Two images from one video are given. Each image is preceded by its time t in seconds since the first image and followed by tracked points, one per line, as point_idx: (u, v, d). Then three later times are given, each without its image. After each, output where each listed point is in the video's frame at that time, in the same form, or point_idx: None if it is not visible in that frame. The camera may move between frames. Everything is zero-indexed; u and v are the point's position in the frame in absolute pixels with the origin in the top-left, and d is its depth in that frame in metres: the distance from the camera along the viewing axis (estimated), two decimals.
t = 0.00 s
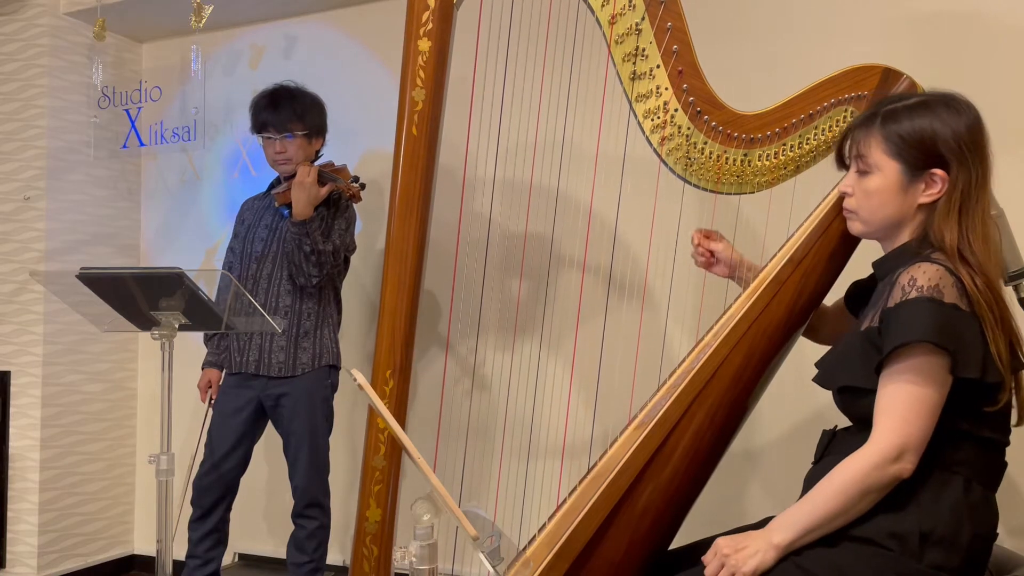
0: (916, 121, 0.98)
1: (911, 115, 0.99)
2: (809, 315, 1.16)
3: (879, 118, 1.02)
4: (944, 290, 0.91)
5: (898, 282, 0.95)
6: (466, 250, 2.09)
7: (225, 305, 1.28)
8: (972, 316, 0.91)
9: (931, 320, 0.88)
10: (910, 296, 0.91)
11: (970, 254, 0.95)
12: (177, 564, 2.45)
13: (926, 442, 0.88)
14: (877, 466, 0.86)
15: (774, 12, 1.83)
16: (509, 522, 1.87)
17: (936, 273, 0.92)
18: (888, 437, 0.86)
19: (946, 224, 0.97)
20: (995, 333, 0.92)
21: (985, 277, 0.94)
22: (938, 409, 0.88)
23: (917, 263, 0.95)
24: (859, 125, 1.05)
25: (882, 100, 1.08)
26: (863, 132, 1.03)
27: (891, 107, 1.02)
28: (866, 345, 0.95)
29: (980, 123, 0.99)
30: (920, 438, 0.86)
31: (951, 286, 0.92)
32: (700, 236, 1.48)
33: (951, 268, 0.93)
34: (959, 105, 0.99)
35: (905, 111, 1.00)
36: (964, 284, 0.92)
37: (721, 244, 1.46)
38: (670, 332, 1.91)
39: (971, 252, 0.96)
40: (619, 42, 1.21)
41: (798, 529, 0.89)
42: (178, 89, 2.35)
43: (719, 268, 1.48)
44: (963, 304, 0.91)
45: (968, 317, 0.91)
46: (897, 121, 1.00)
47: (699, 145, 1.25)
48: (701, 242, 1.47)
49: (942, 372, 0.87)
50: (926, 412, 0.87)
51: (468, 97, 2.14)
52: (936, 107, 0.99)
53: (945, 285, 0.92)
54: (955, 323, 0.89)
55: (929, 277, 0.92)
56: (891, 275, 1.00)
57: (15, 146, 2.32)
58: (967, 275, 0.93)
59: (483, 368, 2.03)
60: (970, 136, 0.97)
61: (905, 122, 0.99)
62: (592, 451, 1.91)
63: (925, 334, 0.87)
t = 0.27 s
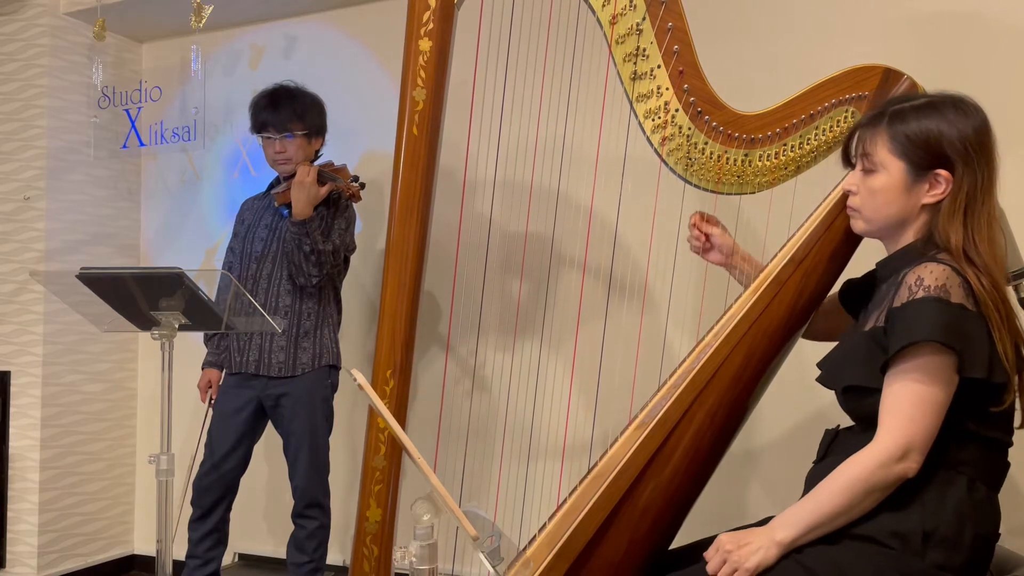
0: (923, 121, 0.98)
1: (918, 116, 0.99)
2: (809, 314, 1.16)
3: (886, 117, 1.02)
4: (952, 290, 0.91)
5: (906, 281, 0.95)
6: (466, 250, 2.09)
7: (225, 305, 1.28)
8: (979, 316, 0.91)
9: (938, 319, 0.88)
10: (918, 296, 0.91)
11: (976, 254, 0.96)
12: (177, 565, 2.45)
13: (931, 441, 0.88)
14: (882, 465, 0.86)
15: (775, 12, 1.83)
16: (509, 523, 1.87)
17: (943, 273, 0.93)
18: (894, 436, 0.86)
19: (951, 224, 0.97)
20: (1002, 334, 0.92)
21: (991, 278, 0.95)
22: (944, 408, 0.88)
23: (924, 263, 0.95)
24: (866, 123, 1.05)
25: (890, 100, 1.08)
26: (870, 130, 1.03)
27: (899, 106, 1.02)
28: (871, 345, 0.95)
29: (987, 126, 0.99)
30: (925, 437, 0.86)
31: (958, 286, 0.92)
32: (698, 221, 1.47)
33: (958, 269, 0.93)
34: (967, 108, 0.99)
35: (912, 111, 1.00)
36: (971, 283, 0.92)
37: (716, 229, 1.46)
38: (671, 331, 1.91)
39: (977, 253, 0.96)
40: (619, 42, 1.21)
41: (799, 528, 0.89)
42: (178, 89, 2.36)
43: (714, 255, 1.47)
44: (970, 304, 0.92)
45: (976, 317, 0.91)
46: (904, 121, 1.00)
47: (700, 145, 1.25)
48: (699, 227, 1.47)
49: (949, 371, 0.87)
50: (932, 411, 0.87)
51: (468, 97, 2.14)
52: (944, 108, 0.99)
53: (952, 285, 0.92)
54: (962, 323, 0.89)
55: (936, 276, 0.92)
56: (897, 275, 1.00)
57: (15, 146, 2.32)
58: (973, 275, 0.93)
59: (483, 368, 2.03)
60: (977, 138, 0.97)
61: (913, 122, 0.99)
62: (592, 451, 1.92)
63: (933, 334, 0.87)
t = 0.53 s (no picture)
0: (923, 123, 0.98)
1: (918, 118, 0.99)
2: (810, 314, 1.16)
3: (885, 118, 1.02)
4: (955, 291, 0.91)
5: (909, 282, 0.95)
6: (467, 250, 2.09)
7: (225, 305, 1.28)
8: (982, 316, 0.91)
9: (943, 319, 0.88)
10: (922, 297, 0.91)
11: (976, 255, 0.96)
12: (177, 565, 2.45)
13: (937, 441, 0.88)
14: (888, 466, 0.86)
15: (775, 12, 1.84)
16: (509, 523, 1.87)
17: (947, 274, 0.92)
18: (899, 437, 0.86)
19: (950, 226, 0.97)
20: (1005, 333, 0.93)
21: (993, 279, 0.95)
22: (949, 408, 0.88)
23: (927, 264, 0.95)
24: (865, 124, 1.05)
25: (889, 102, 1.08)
26: (869, 131, 1.03)
27: (898, 108, 1.02)
28: (874, 347, 0.95)
29: (985, 129, 0.99)
30: (931, 438, 0.86)
31: (961, 287, 0.92)
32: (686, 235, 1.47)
33: (960, 269, 0.93)
34: (966, 110, 0.99)
35: (912, 113, 1.00)
36: (973, 284, 0.92)
37: (706, 243, 1.46)
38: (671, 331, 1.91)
39: (978, 254, 0.96)
40: (620, 42, 1.21)
41: (799, 529, 0.89)
42: (178, 89, 2.35)
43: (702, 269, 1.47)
44: (973, 304, 0.92)
45: (979, 317, 0.91)
46: (904, 122, 1.00)
47: (701, 145, 1.25)
48: (690, 238, 1.46)
49: (954, 372, 0.88)
50: (937, 412, 0.87)
51: (469, 97, 2.14)
52: (944, 110, 0.99)
53: (956, 286, 0.92)
54: (967, 323, 0.89)
55: (940, 277, 0.92)
56: (898, 276, 1.00)
57: (15, 146, 2.32)
58: (975, 276, 0.93)
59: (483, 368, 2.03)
60: (976, 140, 0.97)
61: (912, 124, 0.99)
62: (593, 451, 1.92)
63: (939, 334, 0.87)
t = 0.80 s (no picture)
0: (905, 127, 0.98)
1: (899, 121, 0.99)
2: (811, 315, 1.15)
3: (867, 125, 1.02)
4: (951, 292, 0.91)
5: (904, 284, 0.95)
6: (468, 250, 2.09)
7: (225, 305, 1.28)
8: (979, 315, 0.91)
9: (941, 321, 0.88)
10: (918, 299, 0.91)
11: (970, 254, 0.96)
12: (177, 565, 2.45)
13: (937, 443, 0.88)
14: (889, 469, 0.86)
15: (776, 12, 1.83)
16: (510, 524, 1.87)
17: (941, 274, 0.92)
18: (901, 440, 0.86)
19: (944, 226, 0.97)
20: (1002, 333, 0.93)
21: (989, 278, 0.95)
22: (949, 409, 0.88)
23: (921, 265, 0.95)
24: (847, 131, 1.04)
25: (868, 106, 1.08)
26: (852, 139, 1.03)
27: (878, 113, 1.02)
28: (871, 348, 0.95)
29: (967, 125, 0.99)
30: (932, 440, 0.86)
31: (957, 287, 0.92)
32: (683, 251, 1.47)
33: (955, 270, 0.93)
34: (947, 108, 0.99)
35: (892, 117, 1.00)
36: (969, 284, 0.92)
37: (703, 261, 1.46)
38: (672, 331, 1.91)
39: (971, 254, 0.97)
40: (622, 43, 1.21)
41: (801, 532, 0.89)
42: (178, 89, 2.41)
43: (698, 286, 1.47)
44: (969, 304, 0.92)
45: (976, 317, 0.91)
46: (886, 127, 0.99)
47: (702, 146, 1.25)
48: (685, 255, 1.46)
49: (952, 373, 0.87)
50: (937, 413, 0.87)
51: (470, 97, 2.14)
52: (924, 111, 0.99)
53: (951, 286, 0.92)
54: (965, 324, 0.89)
55: (934, 278, 0.92)
56: (893, 278, 1.00)
57: (15, 146, 2.32)
58: (971, 276, 0.93)
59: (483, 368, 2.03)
60: (959, 138, 0.98)
61: (895, 128, 0.99)
62: (594, 451, 1.92)
63: (937, 336, 0.87)
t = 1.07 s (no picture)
0: (886, 131, 0.98)
1: (879, 126, 0.99)
2: (812, 315, 1.15)
3: (848, 133, 1.02)
4: (945, 292, 0.91)
5: (898, 286, 0.95)
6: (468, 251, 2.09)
7: (225, 305, 1.28)
8: (974, 314, 0.91)
9: (936, 322, 0.88)
10: (913, 300, 0.91)
11: (963, 253, 0.97)
12: (177, 565, 2.45)
13: (935, 444, 0.88)
14: (888, 472, 0.85)
15: (776, 11, 1.83)
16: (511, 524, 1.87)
17: (936, 275, 0.92)
18: (899, 443, 0.85)
19: (938, 228, 0.97)
20: (997, 331, 0.93)
21: (981, 276, 0.96)
22: (946, 410, 0.88)
23: (915, 266, 0.95)
24: (830, 142, 1.04)
25: (845, 112, 1.08)
26: (835, 149, 1.02)
27: (857, 120, 1.02)
28: (867, 350, 0.95)
29: (945, 121, 1.00)
30: (930, 442, 0.86)
31: (951, 288, 0.92)
32: (683, 259, 1.47)
33: (949, 270, 0.93)
34: (923, 108, 1.00)
35: (872, 123, 1.00)
36: (963, 284, 0.92)
37: (704, 268, 1.47)
38: (672, 331, 1.91)
39: (963, 253, 0.97)
40: (622, 43, 1.21)
41: (801, 533, 0.89)
42: (178, 89, 2.41)
43: (697, 292, 1.48)
44: (964, 304, 0.92)
45: (971, 316, 0.91)
46: (867, 134, 0.99)
47: (703, 146, 1.25)
48: (685, 263, 1.46)
49: (949, 374, 0.87)
50: (935, 415, 0.86)
51: (471, 97, 2.14)
52: (901, 113, 0.99)
53: (945, 287, 0.92)
54: (960, 324, 0.89)
55: (929, 279, 0.92)
56: (887, 279, 1.00)
57: (15, 146, 2.32)
58: (965, 276, 0.93)
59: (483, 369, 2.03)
60: (940, 136, 0.98)
61: (876, 134, 0.99)
62: (594, 451, 1.92)
63: (932, 337, 0.87)
